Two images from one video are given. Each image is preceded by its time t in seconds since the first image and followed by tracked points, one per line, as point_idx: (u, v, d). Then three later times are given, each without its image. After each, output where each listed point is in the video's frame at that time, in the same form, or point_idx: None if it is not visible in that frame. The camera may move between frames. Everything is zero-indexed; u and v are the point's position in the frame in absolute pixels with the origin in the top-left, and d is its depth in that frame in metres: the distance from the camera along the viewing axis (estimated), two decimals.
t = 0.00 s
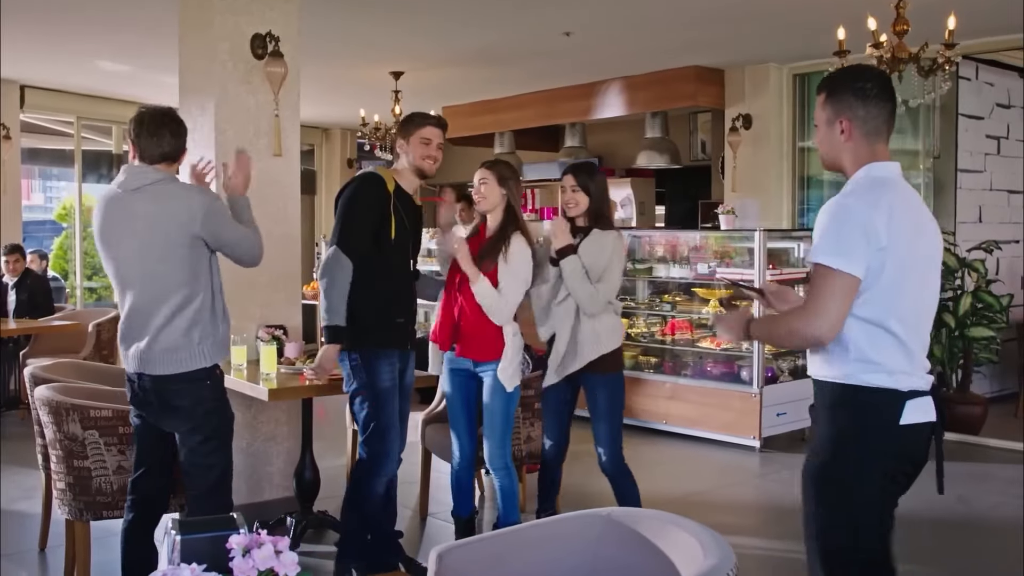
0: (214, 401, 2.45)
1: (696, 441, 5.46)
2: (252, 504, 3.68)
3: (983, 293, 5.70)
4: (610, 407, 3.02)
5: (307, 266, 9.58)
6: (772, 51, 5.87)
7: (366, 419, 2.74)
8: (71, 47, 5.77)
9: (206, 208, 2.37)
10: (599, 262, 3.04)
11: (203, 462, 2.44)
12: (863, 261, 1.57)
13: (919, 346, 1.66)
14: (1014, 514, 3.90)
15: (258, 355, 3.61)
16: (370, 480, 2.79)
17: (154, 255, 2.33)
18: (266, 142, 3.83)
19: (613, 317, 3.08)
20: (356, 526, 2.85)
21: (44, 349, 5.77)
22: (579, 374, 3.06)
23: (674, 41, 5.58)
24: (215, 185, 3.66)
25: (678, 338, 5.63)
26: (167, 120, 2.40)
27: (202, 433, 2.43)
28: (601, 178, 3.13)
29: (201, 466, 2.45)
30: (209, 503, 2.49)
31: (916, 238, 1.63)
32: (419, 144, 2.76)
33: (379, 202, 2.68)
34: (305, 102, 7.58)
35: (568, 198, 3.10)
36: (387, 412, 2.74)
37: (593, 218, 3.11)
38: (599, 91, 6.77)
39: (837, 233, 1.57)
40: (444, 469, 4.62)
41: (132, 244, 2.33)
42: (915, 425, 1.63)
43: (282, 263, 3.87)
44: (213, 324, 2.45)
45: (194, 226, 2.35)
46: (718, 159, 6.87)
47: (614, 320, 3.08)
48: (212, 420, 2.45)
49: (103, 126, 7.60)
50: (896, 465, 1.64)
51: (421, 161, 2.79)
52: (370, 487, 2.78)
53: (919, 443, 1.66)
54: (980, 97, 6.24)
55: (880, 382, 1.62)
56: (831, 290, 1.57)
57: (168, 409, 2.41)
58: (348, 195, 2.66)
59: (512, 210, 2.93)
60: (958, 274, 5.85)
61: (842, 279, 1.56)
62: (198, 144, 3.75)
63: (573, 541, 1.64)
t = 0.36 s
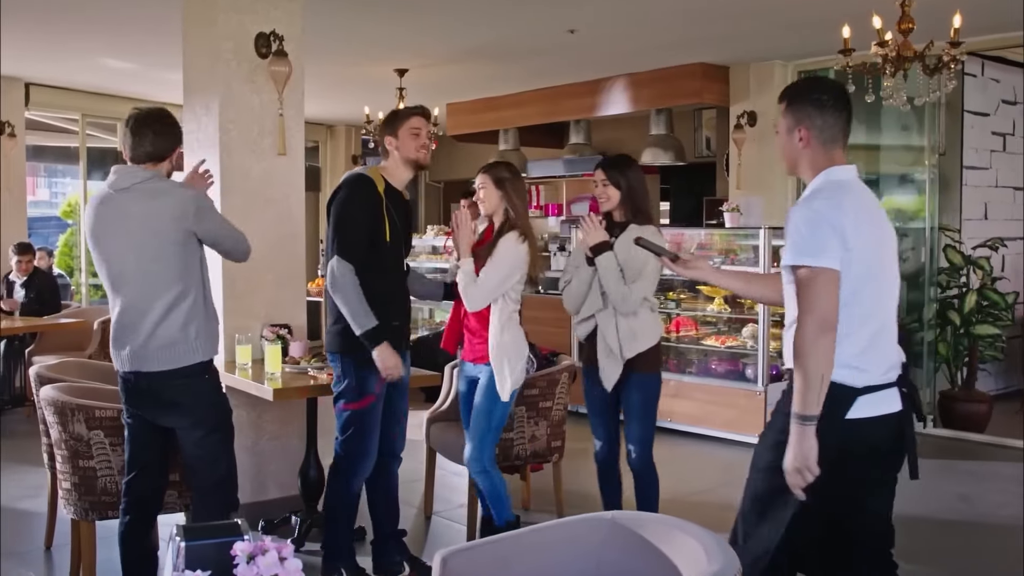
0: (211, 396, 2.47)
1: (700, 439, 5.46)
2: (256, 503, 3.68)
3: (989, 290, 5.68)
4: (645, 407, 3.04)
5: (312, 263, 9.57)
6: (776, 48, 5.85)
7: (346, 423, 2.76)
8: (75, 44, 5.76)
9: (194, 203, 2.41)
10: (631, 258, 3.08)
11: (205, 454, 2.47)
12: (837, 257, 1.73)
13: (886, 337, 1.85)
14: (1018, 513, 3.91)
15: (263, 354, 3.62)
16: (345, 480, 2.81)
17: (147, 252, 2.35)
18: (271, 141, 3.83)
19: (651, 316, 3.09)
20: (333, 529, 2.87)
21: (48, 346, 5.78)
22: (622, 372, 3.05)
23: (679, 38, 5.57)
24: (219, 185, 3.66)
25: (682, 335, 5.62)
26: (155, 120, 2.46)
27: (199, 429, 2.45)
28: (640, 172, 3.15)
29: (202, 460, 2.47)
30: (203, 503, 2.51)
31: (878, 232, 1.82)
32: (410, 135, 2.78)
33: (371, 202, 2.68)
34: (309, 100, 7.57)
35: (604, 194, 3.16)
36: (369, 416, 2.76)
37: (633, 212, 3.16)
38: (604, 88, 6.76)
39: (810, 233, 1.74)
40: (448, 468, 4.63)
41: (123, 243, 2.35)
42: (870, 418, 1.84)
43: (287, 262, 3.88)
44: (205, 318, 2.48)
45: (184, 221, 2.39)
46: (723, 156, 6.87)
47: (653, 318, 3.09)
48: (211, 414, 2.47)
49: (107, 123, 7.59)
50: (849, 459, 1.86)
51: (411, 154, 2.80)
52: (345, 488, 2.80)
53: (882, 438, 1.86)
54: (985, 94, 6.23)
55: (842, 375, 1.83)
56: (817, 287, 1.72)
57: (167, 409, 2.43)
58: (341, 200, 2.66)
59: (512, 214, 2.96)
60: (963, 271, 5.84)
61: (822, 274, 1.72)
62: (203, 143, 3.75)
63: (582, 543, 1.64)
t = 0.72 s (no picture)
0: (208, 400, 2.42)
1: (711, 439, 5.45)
2: (266, 503, 3.70)
3: (1003, 291, 5.72)
4: (659, 408, 3.05)
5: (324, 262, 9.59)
6: (788, 48, 5.84)
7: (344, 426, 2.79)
8: (87, 45, 5.78)
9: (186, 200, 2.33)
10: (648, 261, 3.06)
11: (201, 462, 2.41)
12: (772, 260, 1.85)
13: (824, 333, 1.96)
14: None
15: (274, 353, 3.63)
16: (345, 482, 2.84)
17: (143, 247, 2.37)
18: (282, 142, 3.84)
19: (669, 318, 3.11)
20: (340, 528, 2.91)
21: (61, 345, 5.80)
22: (636, 374, 3.06)
23: (690, 38, 5.56)
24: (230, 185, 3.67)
25: (694, 335, 5.63)
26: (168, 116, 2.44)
27: (194, 434, 2.40)
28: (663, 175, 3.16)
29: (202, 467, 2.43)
30: (210, 503, 2.46)
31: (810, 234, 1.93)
32: (413, 140, 2.80)
33: (369, 209, 2.70)
34: (320, 99, 7.59)
35: (624, 195, 3.17)
36: (367, 418, 2.79)
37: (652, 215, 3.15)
38: (615, 88, 6.76)
39: (746, 239, 1.86)
40: (459, 468, 4.63)
41: (131, 239, 2.40)
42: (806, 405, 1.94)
43: (297, 262, 3.89)
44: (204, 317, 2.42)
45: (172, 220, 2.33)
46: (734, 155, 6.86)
47: (672, 321, 3.11)
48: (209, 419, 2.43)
49: (119, 123, 7.62)
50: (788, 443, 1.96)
51: (410, 159, 2.81)
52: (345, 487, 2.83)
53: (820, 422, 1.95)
54: (999, 93, 6.20)
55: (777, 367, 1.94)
56: (757, 288, 1.84)
57: (167, 412, 2.41)
58: (339, 210, 2.67)
59: (507, 213, 2.89)
60: (977, 272, 5.83)
61: (760, 276, 1.84)
62: (213, 144, 3.76)
63: (594, 546, 1.64)
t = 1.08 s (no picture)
0: (227, 403, 2.35)
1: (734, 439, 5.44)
2: (287, 501, 3.71)
3: None
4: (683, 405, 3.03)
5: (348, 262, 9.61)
6: (811, 45, 5.80)
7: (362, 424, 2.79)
8: (113, 45, 5.82)
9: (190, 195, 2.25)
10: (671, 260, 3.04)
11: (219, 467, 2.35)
12: (756, 247, 1.95)
13: (811, 314, 2.05)
14: None
15: (297, 351, 3.65)
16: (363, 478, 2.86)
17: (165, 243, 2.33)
18: (304, 140, 3.85)
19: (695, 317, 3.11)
20: (359, 527, 2.92)
21: (87, 344, 5.84)
22: (662, 372, 3.05)
23: (713, 35, 5.54)
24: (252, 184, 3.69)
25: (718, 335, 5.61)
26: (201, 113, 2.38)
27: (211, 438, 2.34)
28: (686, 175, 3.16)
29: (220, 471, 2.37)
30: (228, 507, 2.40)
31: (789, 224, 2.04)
32: (424, 140, 2.82)
33: (384, 209, 2.70)
34: (344, 99, 7.61)
35: (648, 195, 3.16)
36: (384, 417, 2.79)
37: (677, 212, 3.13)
38: (637, 87, 6.74)
39: (729, 227, 1.96)
40: (481, 467, 4.63)
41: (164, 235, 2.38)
42: (798, 381, 2.01)
43: (320, 260, 3.90)
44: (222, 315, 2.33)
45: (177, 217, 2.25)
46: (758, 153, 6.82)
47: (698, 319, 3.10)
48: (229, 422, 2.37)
49: (145, 123, 7.67)
50: (787, 423, 2.00)
51: (421, 158, 2.84)
52: (365, 484, 2.85)
53: (814, 397, 2.03)
54: None
55: (768, 347, 2.01)
56: (740, 274, 1.95)
57: (191, 411, 2.36)
58: (355, 213, 2.68)
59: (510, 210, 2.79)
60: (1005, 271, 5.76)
61: (743, 262, 1.95)
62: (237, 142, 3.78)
63: (614, 544, 1.64)
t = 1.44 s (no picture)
0: (264, 410, 2.29)
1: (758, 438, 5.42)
2: (311, 498, 3.72)
3: None
4: (716, 402, 3.01)
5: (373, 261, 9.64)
6: (837, 42, 5.76)
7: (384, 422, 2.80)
8: (140, 45, 5.87)
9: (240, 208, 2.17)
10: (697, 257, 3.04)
11: (251, 475, 2.29)
12: (781, 240, 1.94)
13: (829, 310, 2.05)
14: None
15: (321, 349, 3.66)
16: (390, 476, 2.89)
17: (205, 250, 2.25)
18: (329, 139, 3.87)
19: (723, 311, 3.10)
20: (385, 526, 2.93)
21: (115, 342, 5.89)
22: (694, 371, 3.03)
23: (738, 33, 5.52)
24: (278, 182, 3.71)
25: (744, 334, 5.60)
26: (255, 108, 2.31)
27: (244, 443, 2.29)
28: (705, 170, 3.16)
29: (252, 477, 2.32)
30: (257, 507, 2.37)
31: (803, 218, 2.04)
32: (441, 139, 2.83)
33: (403, 208, 2.69)
34: (369, 98, 7.63)
35: (667, 190, 3.16)
36: (409, 417, 2.81)
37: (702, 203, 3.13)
38: (663, 85, 6.72)
39: (756, 221, 1.95)
40: (505, 465, 4.63)
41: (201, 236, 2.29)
42: (824, 373, 2.01)
43: (344, 258, 3.91)
44: (265, 322, 2.26)
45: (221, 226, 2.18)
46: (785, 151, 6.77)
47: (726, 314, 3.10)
48: (264, 428, 2.31)
49: (172, 123, 7.72)
50: (811, 421, 2.01)
51: (437, 156, 2.83)
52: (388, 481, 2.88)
53: (839, 390, 2.04)
54: None
55: (795, 339, 2.00)
56: (771, 267, 1.92)
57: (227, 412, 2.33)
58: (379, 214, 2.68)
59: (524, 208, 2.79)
60: None
61: (771, 255, 1.93)
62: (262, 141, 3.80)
63: (636, 541, 1.63)
